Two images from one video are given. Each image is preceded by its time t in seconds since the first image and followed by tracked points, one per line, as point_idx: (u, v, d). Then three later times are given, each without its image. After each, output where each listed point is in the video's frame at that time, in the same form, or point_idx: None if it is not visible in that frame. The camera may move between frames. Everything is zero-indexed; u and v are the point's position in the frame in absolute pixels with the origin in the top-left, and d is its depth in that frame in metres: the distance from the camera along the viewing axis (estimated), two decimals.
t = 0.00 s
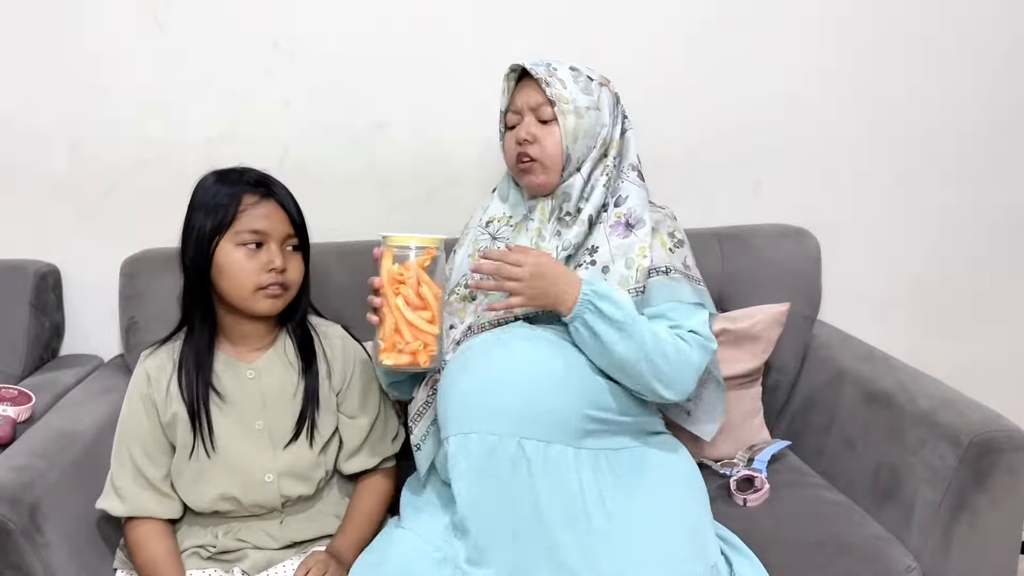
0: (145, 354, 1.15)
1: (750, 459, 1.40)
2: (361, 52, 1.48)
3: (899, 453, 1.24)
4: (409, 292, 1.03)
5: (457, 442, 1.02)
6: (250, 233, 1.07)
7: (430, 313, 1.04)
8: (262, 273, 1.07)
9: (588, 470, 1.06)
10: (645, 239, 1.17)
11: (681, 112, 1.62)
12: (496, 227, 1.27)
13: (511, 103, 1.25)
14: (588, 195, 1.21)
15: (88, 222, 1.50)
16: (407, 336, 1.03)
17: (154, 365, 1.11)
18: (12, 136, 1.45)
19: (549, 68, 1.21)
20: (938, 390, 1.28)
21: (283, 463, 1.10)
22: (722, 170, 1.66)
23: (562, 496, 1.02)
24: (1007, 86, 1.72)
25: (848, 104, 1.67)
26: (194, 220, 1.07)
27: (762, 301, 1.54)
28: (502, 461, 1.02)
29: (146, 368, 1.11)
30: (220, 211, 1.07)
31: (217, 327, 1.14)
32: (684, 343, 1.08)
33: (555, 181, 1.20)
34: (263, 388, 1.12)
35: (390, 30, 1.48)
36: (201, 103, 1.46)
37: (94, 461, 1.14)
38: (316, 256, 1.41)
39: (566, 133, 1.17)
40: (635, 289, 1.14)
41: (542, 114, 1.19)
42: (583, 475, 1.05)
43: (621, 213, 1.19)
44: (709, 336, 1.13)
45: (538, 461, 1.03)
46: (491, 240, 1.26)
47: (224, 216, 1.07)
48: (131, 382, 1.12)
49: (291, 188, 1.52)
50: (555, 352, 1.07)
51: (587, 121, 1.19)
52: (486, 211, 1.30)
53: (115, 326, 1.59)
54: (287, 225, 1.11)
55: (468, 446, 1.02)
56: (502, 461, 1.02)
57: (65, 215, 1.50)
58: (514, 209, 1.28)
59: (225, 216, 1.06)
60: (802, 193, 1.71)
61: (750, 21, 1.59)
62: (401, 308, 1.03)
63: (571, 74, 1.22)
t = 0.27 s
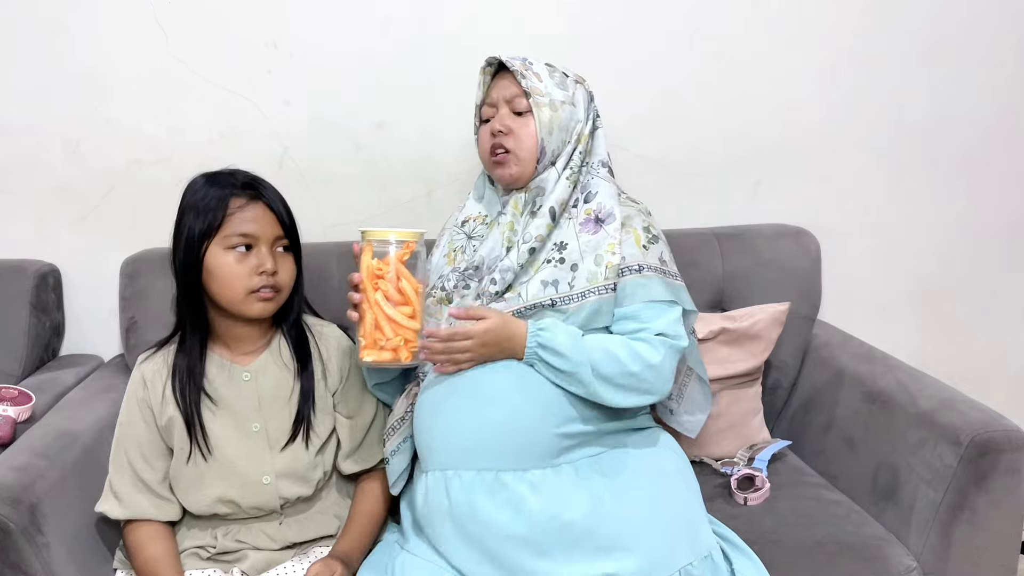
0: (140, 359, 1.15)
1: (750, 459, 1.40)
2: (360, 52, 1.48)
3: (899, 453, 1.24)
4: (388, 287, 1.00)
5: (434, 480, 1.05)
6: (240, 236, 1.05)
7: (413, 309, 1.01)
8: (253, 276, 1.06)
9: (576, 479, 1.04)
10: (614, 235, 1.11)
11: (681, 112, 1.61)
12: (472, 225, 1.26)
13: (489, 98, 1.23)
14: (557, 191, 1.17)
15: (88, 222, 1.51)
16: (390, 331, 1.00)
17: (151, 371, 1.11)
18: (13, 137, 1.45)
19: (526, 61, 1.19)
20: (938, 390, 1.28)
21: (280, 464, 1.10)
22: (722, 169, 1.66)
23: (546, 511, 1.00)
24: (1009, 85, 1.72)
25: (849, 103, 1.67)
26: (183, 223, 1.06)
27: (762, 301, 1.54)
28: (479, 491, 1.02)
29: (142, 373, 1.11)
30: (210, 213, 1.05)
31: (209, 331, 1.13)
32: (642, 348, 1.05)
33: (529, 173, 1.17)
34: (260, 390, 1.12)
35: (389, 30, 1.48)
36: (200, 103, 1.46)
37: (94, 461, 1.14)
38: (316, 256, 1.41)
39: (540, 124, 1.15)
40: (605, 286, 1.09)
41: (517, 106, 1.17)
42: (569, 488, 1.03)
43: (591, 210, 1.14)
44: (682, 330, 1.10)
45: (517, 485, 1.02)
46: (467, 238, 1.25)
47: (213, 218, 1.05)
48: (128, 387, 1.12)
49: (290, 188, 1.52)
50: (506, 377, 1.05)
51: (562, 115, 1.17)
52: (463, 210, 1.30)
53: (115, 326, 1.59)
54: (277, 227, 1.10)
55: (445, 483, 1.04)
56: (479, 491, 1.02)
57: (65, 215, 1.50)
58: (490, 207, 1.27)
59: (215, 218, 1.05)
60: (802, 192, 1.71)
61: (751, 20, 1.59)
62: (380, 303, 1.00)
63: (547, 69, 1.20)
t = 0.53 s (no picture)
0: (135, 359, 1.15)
1: (750, 458, 1.40)
2: (361, 52, 1.48)
3: (900, 453, 1.24)
4: (369, 302, 0.97)
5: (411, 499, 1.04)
6: (232, 233, 1.05)
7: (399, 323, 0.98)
8: (246, 273, 1.05)
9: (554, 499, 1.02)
10: (594, 236, 1.08)
11: (682, 112, 1.61)
12: (459, 225, 1.26)
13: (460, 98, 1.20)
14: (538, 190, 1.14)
15: (88, 222, 1.51)
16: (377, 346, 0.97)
17: (145, 370, 1.11)
18: (13, 137, 1.45)
19: (493, 58, 1.15)
20: (938, 389, 1.28)
21: (275, 463, 1.10)
22: (722, 169, 1.66)
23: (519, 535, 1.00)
24: (1009, 85, 1.72)
25: (849, 103, 1.67)
26: (176, 222, 1.06)
27: (762, 300, 1.54)
28: (454, 515, 1.01)
29: (136, 373, 1.12)
30: (202, 212, 1.05)
31: (204, 330, 1.13)
32: (622, 355, 1.01)
33: (509, 177, 1.15)
34: (254, 389, 1.12)
35: (390, 30, 1.48)
36: (201, 103, 1.46)
37: (93, 461, 1.14)
38: (316, 256, 1.41)
39: (512, 126, 1.12)
40: (586, 292, 1.06)
41: (488, 108, 1.13)
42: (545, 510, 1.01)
43: (571, 210, 1.11)
44: (667, 336, 1.05)
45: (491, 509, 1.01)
46: (454, 238, 1.25)
47: (205, 217, 1.05)
48: (124, 387, 1.12)
49: (291, 188, 1.52)
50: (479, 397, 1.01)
51: (536, 110, 1.13)
52: (453, 209, 1.30)
53: (115, 326, 1.59)
54: (269, 224, 1.09)
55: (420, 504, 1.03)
56: (454, 514, 1.01)
57: (66, 215, 1.50)
58: (476, 206, 1.27)
59: (206, 217, 1.05)
60: (802, 192, 1.71)
61: (751, 20, 1.59)
62: (362, 320, 0.97)
63: (517, 63, 1.16)
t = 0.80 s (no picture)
0: (134, 358, 1.16)
1: (751, 458, 1.40)
2: (361, 52, 1.48)
3: (900, 453, 1.24)
4: (361, 291, 0.92)
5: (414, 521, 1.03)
6: (226, 233, 1.05)
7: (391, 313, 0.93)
8: (240, 273, 1.05)
9: (560, 518, 1.00)
10: (594, 250, 1.05)
11: (681, 112, 1.61)
12: (447, 229, 1.25)
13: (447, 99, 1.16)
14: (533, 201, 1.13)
15: (88, 222, 1.51)
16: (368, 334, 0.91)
17: (143, 369, 1.11)
18: (13, 137, 1.45)
19: (481, 60, 1.11)
20: (938, 389, 1.28)
21: (272, 462, 1.10)
22: (722, 169, 1.66)
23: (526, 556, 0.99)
24: (1009, 85, 1.72)
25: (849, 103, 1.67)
26: (171, 221, 1.06)
27: (762, 300, 1.54)
28: (458, 538, 1.00)
29: (134, 372, 1.12)
30: (196, 210, 1.05)
31: (200, 330, 1.13)
32: (613, 361, 0.99)
33: (499, 186, 1.13)
34: (251, 388, 1.12)
35: (390, 30, 1.47)
36: (200, 103, 1.46)
37: (93, 461, 1.14)
38: (316, 257, 1.42)
39: (504, 135, 1.09)
40: (584, 308, 1.03)
41: (477, 116, 1.10)
42: (551, 530, 1.00)
43: (568, 222, 1.09)
44: (660, 341, 1.03)
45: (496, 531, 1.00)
46: (442, 245, 1.24)
47: (200, 215, 1.05)
48: (122, 386, 1.12)
49: (291, 188, 1.52)
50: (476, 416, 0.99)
51: (529, 117, 1.11)
52: (438, 210, 1.29)
53: (115, 326, 1.59)
54: (263, 223, 1.09)
55: (424, 526, 1.02)
56: (458, 538, 1.00)
57: (65, 215, 1.50)
58: (465, 211, 1.26)
59: (201, 216, 1.05)
60: (803, 192, 1.71)
61: (751, 20, 1.59)
62: (353, 309, 0.92)
63: (507, 65, 1.12)
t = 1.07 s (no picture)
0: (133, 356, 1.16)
1: (751, 458, 1.40)
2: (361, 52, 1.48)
3: (900, 453, 1.24)
4: (347, 332, 0.87)
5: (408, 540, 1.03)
6: (223, 232, 1.05)
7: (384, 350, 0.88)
8: (237, 272, 1.05)
9: (555, 537, 1.01)
10: (596, 265, 1.04)
11: (682, 112, 1.61)
12: (450, 235, 1.26)
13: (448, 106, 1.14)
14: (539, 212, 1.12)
15: (88, 222, 1.51)
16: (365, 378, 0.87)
17: (142, 367, 1.11)
18: (13, 137, 1.45)
19: (485, 66, 1.09)
20: (938, 389, 1.28)
21: (271, 461, 1.10)
22: (722, 169, 1.66)
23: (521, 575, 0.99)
24: (1010, 84, 1.71)
25: (849, 102, 1.67)
26: (170, 219, 1.06)
27: (762, 300, 1.54)
28: (453, 557, 1.00)
29: (132, 370, 1.12)
30: (194, 208, 1.05)
31: (198, 329, 1.13)
32: (600, 386, 0.99)
33: (507, 199, 1.13)
34: (249, 387, 1.12)
35: (390, 30, 1.47)
36: (200, 103, 1.46)
37: (93, 461, 1.14)
38: (316, 257, 1.42)
39: (509, 146, 1.08)
40: (584, 326, 1.02)
41: (482, 126, 1.09)
42: (546, 548, 1.00)
43: (571, 235, 1.07)
44: (654, 362, 1.03)
45: (491, 551, 0.99)
46: (444, 251, 1.25)
47: (198, 214, 1.05)
48: (121, 384, 1.13)
49: (291, 188, 1.52)
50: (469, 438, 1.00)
51: (535, 126, 1.10)
52: (440, 216, 1.29)
53: (115, 326, 1.59)
54: (261, 222, 1.09)
55: (418, 546, 1.02)
56: (452, 557, 1.00)
57: (65, 215, 1.50)
58: (469, 215, 1.26)
59: (199, 214, 1.05)
60: (803, 193, 1.71)
61: (751, 20, 1.58)
62: (343, 352, 0.87)
63: (512, 71, 1.11)
